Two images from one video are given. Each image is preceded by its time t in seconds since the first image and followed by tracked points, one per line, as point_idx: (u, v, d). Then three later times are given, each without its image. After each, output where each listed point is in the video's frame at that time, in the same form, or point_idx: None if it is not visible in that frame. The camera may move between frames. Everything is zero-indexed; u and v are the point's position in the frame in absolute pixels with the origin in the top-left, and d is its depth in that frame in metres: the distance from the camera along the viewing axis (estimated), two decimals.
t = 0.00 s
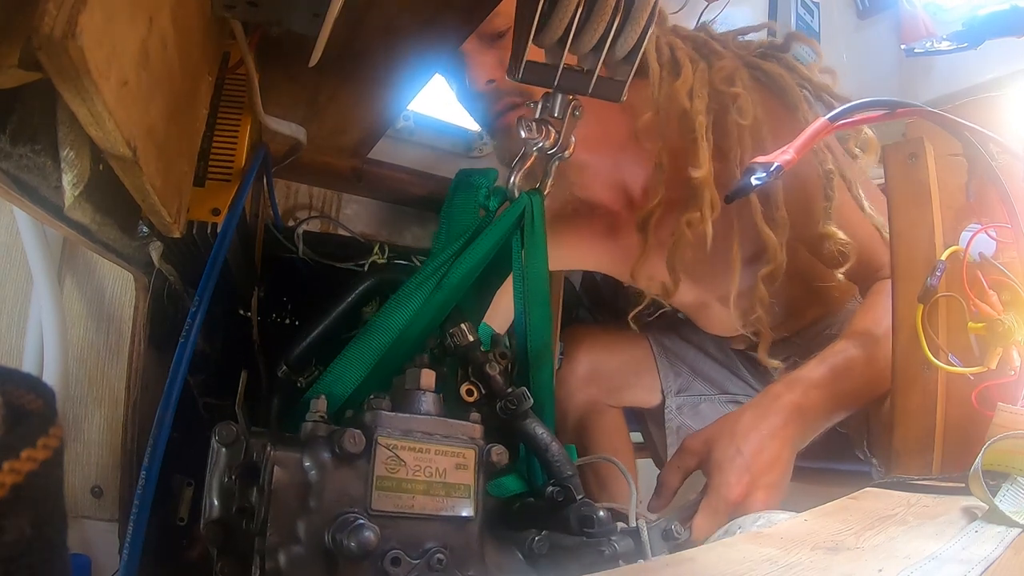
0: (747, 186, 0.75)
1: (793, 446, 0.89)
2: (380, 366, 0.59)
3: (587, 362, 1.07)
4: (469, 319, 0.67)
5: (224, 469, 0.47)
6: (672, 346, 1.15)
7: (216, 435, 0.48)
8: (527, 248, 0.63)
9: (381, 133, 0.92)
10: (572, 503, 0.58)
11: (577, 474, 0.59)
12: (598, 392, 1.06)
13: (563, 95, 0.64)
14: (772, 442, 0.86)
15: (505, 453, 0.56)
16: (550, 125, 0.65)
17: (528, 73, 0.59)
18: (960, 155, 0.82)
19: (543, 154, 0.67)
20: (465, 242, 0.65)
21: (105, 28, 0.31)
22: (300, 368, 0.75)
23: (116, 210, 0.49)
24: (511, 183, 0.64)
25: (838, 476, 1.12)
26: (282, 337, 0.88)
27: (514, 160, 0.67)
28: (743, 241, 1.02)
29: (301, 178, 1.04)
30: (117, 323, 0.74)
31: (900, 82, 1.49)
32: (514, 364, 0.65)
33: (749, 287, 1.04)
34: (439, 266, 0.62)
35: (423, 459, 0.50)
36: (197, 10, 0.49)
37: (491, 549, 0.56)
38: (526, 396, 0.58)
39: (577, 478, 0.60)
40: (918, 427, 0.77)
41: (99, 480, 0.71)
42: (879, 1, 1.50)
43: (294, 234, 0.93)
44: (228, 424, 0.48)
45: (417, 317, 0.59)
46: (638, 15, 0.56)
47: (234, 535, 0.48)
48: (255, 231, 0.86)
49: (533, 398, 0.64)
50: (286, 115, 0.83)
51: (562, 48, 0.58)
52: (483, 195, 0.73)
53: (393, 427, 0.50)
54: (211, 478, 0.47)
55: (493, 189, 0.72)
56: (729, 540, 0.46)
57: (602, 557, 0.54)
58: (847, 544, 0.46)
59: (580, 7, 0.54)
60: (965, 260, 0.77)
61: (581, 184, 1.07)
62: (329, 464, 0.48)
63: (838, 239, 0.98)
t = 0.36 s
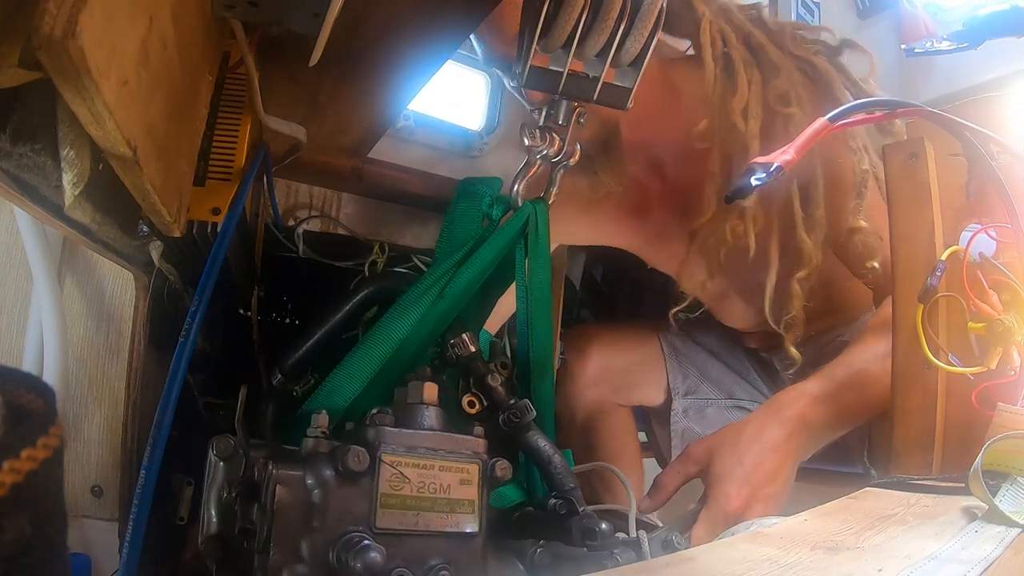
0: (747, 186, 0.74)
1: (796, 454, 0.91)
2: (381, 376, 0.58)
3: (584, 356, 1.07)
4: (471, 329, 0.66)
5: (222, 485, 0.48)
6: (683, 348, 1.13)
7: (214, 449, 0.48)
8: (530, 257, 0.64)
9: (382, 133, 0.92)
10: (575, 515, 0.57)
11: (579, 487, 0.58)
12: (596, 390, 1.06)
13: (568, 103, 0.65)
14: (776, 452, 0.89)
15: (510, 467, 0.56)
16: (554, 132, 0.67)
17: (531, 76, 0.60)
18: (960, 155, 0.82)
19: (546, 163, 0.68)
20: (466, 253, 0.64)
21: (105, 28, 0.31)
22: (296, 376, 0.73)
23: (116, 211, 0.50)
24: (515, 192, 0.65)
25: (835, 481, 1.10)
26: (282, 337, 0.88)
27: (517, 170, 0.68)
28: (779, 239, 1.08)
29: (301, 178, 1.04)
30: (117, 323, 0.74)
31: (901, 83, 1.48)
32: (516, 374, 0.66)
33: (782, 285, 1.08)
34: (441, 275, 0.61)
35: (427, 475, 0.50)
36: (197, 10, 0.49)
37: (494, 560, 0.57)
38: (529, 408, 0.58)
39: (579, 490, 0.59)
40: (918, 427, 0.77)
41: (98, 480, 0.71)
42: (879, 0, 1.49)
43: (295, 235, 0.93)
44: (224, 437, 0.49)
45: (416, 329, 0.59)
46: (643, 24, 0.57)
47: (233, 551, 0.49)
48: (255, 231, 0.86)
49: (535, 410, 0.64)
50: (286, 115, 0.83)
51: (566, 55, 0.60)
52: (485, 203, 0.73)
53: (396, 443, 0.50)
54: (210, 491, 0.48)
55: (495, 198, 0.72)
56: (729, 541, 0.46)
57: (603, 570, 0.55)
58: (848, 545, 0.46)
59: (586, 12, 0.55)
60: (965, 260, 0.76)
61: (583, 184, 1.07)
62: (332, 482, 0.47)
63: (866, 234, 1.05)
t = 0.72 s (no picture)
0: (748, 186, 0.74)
1: (806, 456, 0.94)
2: (385, 382, 0.58)
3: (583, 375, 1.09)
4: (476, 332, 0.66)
5: (227, 488, 0.50)
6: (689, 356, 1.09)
7: (220, 453, 0.50)
8: (535, 262, 0.63)
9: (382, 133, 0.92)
10: (577, 520, 0.57)
11: (583, 492, 0.59)
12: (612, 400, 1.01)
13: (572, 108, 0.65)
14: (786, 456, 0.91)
15: (514, 474, 0.56)
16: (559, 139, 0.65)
17: (536, 81, 0.61)
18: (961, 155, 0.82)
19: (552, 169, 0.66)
20: (470, 259, 0.63)
21: (105, 28, 0.31)
22: (301, 378, 0.71)
23: (116, 211, 0.50)
24: (520, 197, 0.64)
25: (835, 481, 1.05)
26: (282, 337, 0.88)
27: (523, 173, 0.66)
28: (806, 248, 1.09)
29: (301, 178, 1.04)
30: (117, 322, 0.74)
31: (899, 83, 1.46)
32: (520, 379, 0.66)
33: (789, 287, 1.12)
34: (446, 280, 0.61)
35: (432, 481, 0.50)
36: (197, 10, 0.49)
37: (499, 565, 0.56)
38: (532, 413, 0.58)
39: (582, 495, 0.59)
40: (917, 427, 0.78)
41: (99, 480, 0.71)
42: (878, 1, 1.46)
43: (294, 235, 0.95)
44: (230, 442, 0.51)
45: (421, 334, 0.59)
46: (649, 26, 0.57)
47: (238, 555, 0.49)
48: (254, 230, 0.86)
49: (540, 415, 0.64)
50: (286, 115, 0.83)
51: (571, 59, 0.60)
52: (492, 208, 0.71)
53: (401, 450, 0.49)
54: (215, 495, 0.49)
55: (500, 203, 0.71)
56: (728, 541, 0.46)
57: None
58: (848, 545, 0.46)
59: (591, 16, 0.55)
60: (965, 260, 0.77)
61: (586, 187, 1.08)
62: (337, 489, 0.47)
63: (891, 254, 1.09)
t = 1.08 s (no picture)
0: (747, 186, 0.74)
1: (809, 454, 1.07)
2: (392, 387, 0.58)
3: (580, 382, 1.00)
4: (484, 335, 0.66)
5: (241, 488, 0.50)
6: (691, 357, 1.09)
7: (233, 454, 0.50)
8: (541, 266, 0.63)
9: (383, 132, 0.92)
10: (585, 522, 0.57)
11: (591, 493, 0.59)
12: (612, 409, 1.00)
13: (575, 112, 0.66)
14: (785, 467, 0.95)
15: (520, 474, 0.56)
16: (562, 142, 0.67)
17: (541, 84, 0.59)
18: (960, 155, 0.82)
19: (556, 172, 0.67)
20: (476, 262, 0.63)
21: (104, 28, 0.31)
22: (315, 382, 0.70)
23: (116, 211, 0.50)
24: (524, 201, 0.65)
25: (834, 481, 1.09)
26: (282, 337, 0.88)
27: (528, 178, 0.66)
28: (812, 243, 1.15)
29: (301, 178, 1.04)
30: (117, 323, 0.74)
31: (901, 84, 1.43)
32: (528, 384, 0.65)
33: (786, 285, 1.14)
34: (453, 285, 0.61)
35: (438, 481, 0.50)
36: (197, 10, 0.49)
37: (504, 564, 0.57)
38: (539, 415, 0.58)
39: (590, 495, 0.59)
40: (917, 427, 0.78)
41: (99, 481, 0.71)
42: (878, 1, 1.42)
43: (294, 235, 0.95)
44: (243, 443, 0.51)
45: (430, 338, 0.59)
46: (652, 30, 0.57)
47: (248, 552, 0.49)
48: (254, 230, 0.86)
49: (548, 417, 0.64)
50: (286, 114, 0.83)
51: (573, 64, 0.59)
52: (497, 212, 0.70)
53: (406, 450, 0.49)
54: (228, 495, 0.50)
55: (506, 207, 0.69)
56: (729, 540, 0.46)
57: None
58: (848, 545, 0.46)
59: (593, 20, 0.55)
60: (965, 261, 0.76)
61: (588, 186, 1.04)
62: (344, 487, 0.47)
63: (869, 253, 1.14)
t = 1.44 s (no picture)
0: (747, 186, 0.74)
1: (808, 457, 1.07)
2: (393, 388, 0.58)
3: (581, 383, 1.01)
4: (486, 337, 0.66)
5: (242, 488, 0.49)
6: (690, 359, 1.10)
7: (234, 454, 0.50)
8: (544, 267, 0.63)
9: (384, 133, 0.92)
10: (585, 524, 0.57)
11: (591, 496, 0.59)
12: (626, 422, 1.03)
13: (579, 114, 0.65)
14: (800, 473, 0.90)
15: (521, 476, 0.56)
16: (566, 144, 0.65)
17: (545, 87, 0.59)
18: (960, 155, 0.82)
19: (560, 174, 0.66)
20: (479, 265, 0.63)
21: (104, 28, 0.31)
22: (317, 382, 0.70)
23: (117, 211, 0.50)
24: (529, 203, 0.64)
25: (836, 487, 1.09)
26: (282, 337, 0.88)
27: (531, 179, 0.66)
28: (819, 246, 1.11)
29: (301, 179, 1.04)
30: (117, 323, 0.74)
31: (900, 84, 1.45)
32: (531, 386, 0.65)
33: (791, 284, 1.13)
34: (456, 286, 0.61)
35: (439, 483, 0.50)
36: (197, 9, 0.49)
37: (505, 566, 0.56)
38: (542, 417, 0.58)
39: (591, 498, 0.59)
40: (917, 427, 0.78)
41: (99, 481, 0.71)
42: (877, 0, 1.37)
43: (294, 234, 0.96)
44: (244, 443, 0.51)
45: (432, 339, 0.59)
46: (655, 32, 0.57)
47: (248, 552, 0.49)
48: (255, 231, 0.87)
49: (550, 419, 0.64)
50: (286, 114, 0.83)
51: (577, 66, 0.58)
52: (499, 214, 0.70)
53: (409, 452, 0.49)
54: (229, 495, 0.49)
55: (509, 209, 0.69)
56: (729, 540, 0.46)
57: None
58: (848, 545, 0.46)
59: (596, 23, 0.55)
60: (965, 261, 0.76)
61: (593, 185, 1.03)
62: (346, 489, 0.47)
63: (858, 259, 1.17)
